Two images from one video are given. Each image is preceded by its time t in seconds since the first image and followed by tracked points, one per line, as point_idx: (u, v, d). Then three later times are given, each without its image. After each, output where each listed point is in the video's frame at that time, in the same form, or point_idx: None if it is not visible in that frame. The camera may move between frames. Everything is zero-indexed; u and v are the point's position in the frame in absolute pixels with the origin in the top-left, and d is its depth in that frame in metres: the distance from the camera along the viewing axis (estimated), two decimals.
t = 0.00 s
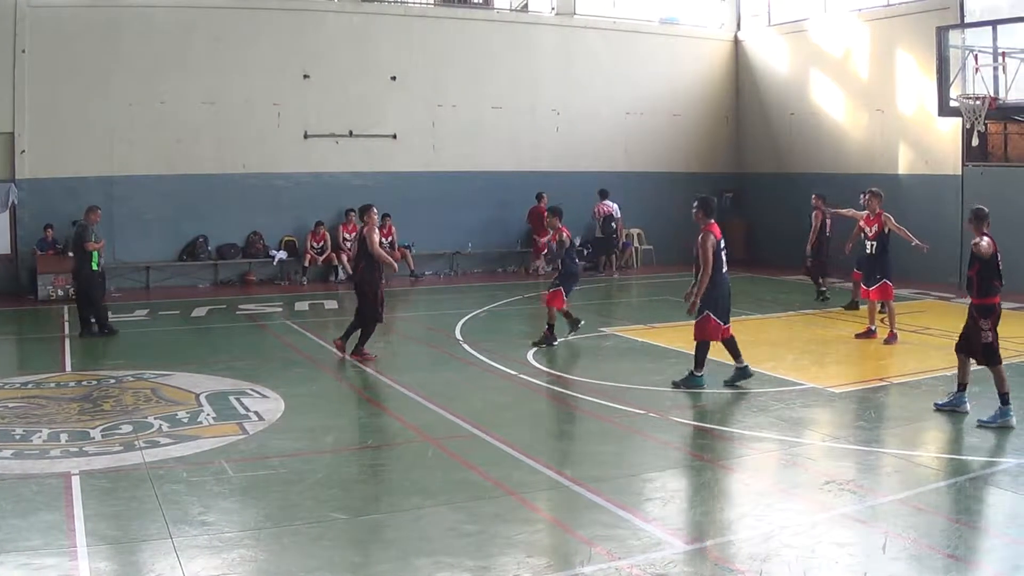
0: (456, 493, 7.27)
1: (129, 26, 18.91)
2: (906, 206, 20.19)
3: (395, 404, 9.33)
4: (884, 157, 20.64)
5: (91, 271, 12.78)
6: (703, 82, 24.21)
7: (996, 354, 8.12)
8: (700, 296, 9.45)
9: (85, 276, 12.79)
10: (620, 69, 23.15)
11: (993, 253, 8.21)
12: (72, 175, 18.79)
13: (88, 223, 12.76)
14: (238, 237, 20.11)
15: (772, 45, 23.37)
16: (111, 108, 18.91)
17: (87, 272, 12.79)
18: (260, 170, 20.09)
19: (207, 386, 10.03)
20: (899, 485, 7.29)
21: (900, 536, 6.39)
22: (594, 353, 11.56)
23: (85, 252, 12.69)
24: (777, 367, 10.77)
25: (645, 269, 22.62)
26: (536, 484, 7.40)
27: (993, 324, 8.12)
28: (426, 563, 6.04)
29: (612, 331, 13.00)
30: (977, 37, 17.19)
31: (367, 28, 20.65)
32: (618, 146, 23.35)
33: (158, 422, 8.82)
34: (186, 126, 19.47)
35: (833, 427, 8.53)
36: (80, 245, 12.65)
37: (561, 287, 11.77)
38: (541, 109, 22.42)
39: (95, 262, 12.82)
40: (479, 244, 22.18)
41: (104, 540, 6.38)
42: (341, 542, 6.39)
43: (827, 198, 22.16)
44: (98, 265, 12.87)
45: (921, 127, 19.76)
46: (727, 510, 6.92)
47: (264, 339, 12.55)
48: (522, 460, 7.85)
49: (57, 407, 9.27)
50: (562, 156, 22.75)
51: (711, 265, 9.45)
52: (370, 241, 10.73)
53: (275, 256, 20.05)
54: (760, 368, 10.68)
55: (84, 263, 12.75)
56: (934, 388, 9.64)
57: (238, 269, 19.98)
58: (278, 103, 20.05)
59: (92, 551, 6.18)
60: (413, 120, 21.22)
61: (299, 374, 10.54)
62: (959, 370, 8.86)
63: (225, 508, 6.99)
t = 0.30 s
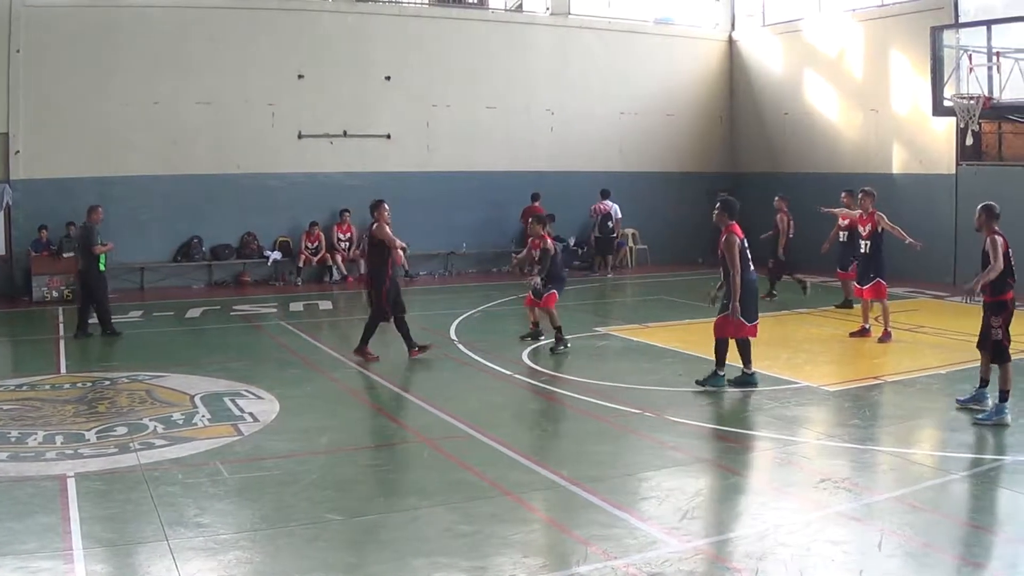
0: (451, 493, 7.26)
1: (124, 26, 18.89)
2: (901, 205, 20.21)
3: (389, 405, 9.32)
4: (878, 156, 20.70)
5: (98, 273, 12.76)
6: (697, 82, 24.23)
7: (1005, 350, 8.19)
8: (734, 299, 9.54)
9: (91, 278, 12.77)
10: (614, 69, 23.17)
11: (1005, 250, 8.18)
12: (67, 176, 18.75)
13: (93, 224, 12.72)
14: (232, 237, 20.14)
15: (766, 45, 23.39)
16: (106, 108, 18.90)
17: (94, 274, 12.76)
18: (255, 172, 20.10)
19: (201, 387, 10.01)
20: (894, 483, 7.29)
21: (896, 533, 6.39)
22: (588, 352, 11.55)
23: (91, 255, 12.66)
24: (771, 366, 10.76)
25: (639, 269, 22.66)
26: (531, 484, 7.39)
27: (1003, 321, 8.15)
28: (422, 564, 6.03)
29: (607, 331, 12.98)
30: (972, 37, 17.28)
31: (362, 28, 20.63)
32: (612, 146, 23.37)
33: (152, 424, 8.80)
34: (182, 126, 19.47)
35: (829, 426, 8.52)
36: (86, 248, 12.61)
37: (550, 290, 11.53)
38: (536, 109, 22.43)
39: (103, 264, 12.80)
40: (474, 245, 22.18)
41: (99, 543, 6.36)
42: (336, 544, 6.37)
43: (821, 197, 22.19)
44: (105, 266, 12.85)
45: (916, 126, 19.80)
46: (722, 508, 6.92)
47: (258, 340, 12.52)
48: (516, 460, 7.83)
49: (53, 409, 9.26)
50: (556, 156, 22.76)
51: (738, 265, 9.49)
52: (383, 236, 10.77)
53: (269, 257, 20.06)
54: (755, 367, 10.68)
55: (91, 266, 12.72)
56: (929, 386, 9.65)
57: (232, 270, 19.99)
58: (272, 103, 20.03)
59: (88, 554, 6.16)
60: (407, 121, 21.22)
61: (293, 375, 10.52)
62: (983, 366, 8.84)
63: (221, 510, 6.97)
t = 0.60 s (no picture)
0: (405, 495, 7.22)
1: (75, 25, 18.27)
2: (851, 204, 20.43)
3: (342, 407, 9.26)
4: (828, 154, 20.87)
5: (57, 276, 12.65)
6: (648, 82, 24.30)
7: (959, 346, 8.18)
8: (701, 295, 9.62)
9: (52, 282, 12.66)
10: (566, 68, 23.18)
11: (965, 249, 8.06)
12: (18, 179, 18.03)
13: (51, 227, 12.60)
14: (181, 240, 19.60)
15: (717, 44, 23.50)
16: (61, 109, 18.29)
17: (53, 277, 12.65)
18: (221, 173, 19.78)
19: (153, 391, 9.92)
20: (847, 478, 7.31)
21: (850, 528, 6.40)
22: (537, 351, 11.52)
23: (50, 258, 12.55)
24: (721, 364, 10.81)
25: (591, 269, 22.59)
26: (485, 485, 7.36)
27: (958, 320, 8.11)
28: (376, 566, 5.98)
29: (558, 331, 12.91)
30: (922, 36, 16.45)
31: (315, 27, 20.34)
32: (563, 146, 23.35)
33: (104, 429, 8.71)
34: (140, 127, 18.97)
35: (780, 422, 8.54)
36: (45, 251, 12.50)
37: (503, 292, 11.28)
38: (487, 108, 22.37)
39: (62, 267, 12.69)
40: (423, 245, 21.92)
41: (52, 550, 6.26)
42: (290, 547, 6.30)
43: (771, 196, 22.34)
44: (64, 270, 12.76)
45: (868, 125, 19.97)
46: (675, 505, 6.91)
47: (209, 343, 12.41)
48: (470, 461, 7.79)
49: (3, 416, 9.12)
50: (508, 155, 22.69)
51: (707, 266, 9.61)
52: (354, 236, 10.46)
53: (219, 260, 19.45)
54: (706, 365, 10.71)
55: (50, 270, 12.60)
56: (880, 382, 9.72)
57: (183, 271, 19.51)
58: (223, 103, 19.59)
59: (41, 562, 6.07)
60: (358, 119, 20.97)
61: (245, 378, 10.45)
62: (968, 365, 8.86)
63: (174, 515, 6.90)
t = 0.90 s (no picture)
0: (291, 498, 7.18)
1: None
2: (732, 203, 20.92)
3: (229, 411, 9.19)
4: (710, 152, 21.29)
5: None
6: (530, 83, 24.37)
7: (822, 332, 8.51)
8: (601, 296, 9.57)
9: None
10: (447, 67, 23.08)
11: (840, 243, 8.46)
12: None
13: None
14: (62, 242, 19.02)
15: (599, 44, 23.74)
16: None
17: None
18: (120, 176, 19.42)
19: (35, 398, 9.72)
20: (733, 474, 7.40)
21: (735, 524, 6.46)
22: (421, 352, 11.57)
23: None
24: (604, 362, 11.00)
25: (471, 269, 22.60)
26: (373, 487, 7.33)
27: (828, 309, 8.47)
28: (261, 570, 5.91)
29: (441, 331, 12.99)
30: (804, 36, 16.78)
31: (197, 27, 19.95)
32: (442, 146, 23.24)
33: None
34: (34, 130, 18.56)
35: (661, 419, 8.65)
36: None
37: (368, 291, 11.12)
38: (368, 109, 22.13)
39: None
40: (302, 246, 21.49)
41: None
42: (175, 552, 6.21)
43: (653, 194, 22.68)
44: None
45: (748, 124, 20.45)
46: (562, 503, 6.95)
47: (93, 348, 12.20)
48: (358, 464, 7.76)
49: None
50: (391, 155, 22.53)
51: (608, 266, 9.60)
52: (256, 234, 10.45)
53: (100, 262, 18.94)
54: (590, 364, 10.89)
55: None
56: (762, 378, 9.95)
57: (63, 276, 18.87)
58: (104, 104, 19.13)
59: None
60: (236, 118, 20.53)
61: (126, 383, 10.31)
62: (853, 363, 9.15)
63: (60, 522, 6.75)
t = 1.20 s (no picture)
0: (242, 497, 7.18)
1: None
2: (682, 202, 21.06)
3: (181, 411, 9.19)
4: (660, 151, 21.45)
5: None
6: (479, 83, 24.43)
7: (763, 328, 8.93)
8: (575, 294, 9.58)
9: None
10: (398, 67, 23.10)
11: (777, 240, 8.86)
12: None
13: None
14: (13, 242, 18.79)
15: (549, 45, 23.89)
16: None
17: None
18: (72, 177, 19.32)
19: None
20: (683, 474, 7.46)
21: (686, 524, 6.50)
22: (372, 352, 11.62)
23: None
24: (554, 362, 11.07)
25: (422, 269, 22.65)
26: (325, 487, 7.35)
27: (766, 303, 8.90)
28: (213, 571, 5.90)
29: (391, 331, 13.03)
30: (752, 36, 16.98)
31: (146, 26, 19.87)
32: (394, 146, 23.25)
33: None
34: None
35: (611, 419, 8.71)
36: None
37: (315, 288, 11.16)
38: (318, 109, 22.09)
39: None
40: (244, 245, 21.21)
41: None
42: (127, 552, 6.19)
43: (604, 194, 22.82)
44: None
45: (699, 122, 20.61)
46: (512, 503, 6.99)
47: (43, 349, 12.14)
48: (308, 464, 7.78)
49: None
50: (342, 155, 22.52)
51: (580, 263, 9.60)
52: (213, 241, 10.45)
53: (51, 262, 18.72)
54: (541, 364, 10.97)
55: None
56: (713, 378, 10.06)
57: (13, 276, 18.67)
58: (54, 104, 19.02)
59: None
60: (188, 119, 20.48)
61: (76, 384, 10.27)
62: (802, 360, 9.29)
63: (11, 523, 6.70)
